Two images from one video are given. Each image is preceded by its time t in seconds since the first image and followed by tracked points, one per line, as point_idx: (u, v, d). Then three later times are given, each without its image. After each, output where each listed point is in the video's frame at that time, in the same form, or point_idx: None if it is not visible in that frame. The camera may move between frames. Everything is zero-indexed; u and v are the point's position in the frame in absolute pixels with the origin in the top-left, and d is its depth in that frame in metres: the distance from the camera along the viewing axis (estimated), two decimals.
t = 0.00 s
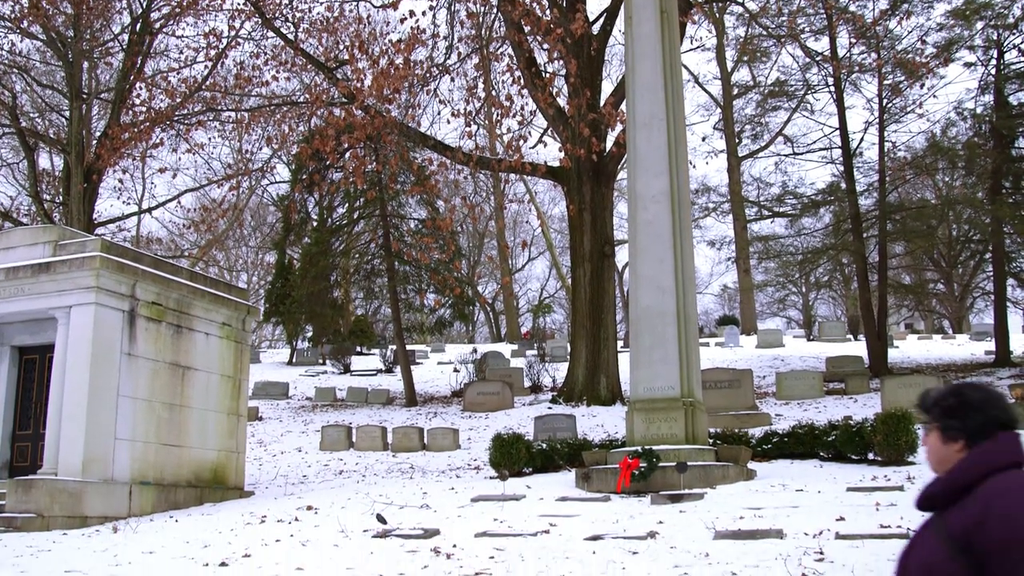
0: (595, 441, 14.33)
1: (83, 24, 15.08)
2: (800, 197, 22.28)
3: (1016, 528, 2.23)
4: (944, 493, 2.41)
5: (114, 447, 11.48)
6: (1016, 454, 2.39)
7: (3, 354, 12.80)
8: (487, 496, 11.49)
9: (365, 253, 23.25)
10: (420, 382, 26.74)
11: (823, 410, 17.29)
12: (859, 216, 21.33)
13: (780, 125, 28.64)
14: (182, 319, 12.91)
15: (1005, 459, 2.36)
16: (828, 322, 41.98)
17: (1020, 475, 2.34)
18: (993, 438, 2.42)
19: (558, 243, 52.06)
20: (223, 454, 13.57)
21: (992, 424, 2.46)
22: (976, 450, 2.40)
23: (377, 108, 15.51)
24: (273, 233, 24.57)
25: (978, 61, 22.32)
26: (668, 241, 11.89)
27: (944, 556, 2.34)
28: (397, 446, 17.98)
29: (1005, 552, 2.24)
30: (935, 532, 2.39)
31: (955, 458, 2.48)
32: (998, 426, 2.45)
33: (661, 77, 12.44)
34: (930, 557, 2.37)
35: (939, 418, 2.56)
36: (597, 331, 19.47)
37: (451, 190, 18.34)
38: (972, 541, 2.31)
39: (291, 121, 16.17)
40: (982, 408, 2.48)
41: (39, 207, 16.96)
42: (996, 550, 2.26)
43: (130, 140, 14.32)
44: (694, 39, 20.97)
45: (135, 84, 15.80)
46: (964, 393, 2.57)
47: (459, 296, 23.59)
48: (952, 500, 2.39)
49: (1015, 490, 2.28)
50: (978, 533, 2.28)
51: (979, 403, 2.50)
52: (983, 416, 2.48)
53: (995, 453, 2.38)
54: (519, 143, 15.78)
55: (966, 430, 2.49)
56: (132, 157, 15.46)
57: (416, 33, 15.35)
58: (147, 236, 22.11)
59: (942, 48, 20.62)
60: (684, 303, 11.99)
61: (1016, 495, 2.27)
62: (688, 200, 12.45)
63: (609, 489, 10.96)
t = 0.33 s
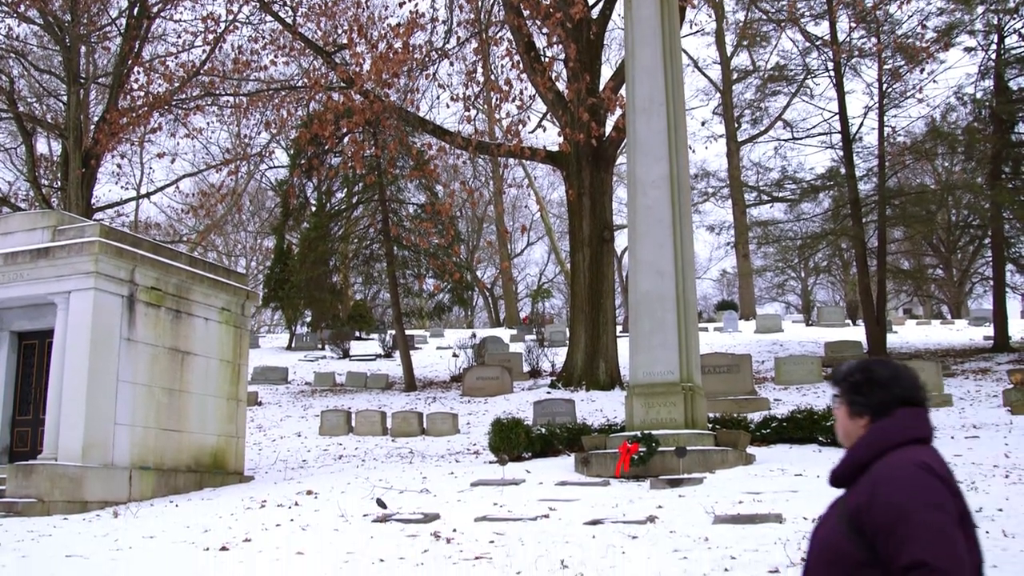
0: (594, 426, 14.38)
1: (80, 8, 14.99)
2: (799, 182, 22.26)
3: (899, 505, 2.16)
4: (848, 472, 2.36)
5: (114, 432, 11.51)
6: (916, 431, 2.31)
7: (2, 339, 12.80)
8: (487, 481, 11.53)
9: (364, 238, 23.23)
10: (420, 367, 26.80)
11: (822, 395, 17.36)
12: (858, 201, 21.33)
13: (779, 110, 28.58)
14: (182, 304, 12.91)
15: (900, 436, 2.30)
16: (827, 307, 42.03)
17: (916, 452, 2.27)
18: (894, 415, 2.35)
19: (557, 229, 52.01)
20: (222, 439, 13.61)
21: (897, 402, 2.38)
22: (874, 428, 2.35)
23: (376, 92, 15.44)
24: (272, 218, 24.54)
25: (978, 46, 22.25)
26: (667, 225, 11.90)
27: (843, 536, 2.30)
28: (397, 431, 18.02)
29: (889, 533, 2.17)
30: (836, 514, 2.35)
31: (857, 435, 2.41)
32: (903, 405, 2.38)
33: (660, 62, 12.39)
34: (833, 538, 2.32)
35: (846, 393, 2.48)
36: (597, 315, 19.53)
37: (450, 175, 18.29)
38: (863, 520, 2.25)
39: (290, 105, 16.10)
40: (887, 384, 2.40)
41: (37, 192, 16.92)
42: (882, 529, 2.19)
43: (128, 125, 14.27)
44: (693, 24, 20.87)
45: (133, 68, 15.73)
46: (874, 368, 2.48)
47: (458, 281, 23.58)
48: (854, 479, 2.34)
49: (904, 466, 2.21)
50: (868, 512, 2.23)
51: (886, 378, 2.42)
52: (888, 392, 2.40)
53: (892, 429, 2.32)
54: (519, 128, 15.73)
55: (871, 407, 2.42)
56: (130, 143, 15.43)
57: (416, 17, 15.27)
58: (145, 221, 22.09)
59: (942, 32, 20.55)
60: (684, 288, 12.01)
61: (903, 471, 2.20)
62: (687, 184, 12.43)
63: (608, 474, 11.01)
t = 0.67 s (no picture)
0: (593, 410, 14.43)
1: None
2: (799, 165, 22.23)
3: (806, 497, 2.27)
4: (763, 466, 2.47)
5: (114, 416, 11.53)
6: (831, 431, 2.44)
7: (2, 324, 12.79)
8: (487, 464, 11.59)
9: (363, 222, 23.19)
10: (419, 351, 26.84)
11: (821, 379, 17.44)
12: (858, 185, 21.31)
13: (780, 93, 28.48)
14: (181, 288, 12.91)
15: (815, 433, 2.42)
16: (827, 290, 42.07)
17: (827, 449, 2.39)
18: (813, 412, 2.47)
19: (557, 212, 51.93)
20: (222, 423, 13.65)
21: (818, 403, 2.51)
22: (791, 425, 2.47)
23: (375, 76, 15.37)
24: (271, 202, 24.49)
25: (979, 29, 22.17)
26: (667, 209, 11.90)
27: (751, 527, 2.39)
28: (397, 415, 18.07)
29: (796, 522, 2.28)
30: (747, 505, 2.44)
31: (776, 428, 2.52)
32: (823, 405, 2.51)
33: (660, 45, 12.34)
34: (742, 529, 2.42)
35: (774, 391, 2.58)
36: (596, 298, 19.57)
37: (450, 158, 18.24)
38: (772, 512, 2.35)
39: (289, 88, 16.02)
40: (814, 384, 2.53)
41: (36, 176, 16.87)
42: (789, 522, 2.29)
43: (126, 109, 14.22)
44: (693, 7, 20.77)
45: (132, 51, 15.64)
46: (801, 370, 2.60)
47: (457, 265, 23.58)
48: (767, 474, 2.45)
49: (815, 461, 2.33)
50: (776, 504, 2.33)
51: (811, 379, 2.55)
52: (813, 393, 2.52)
53: (809, 427, 2.44)
54: (518, 111, 15.68)
55: (792, 404, 2.54)
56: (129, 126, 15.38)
57: None
58: (143, 205, 22.02)
59: (943, 16, 20.47)
60: (684, 271, 12.02)
61: (813, 465, 2.31)
62: (687, 169, 12.41)
63: (607, 457, 11.07)
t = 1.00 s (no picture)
0: (593, 395, 14.49)
1: None
2: (799, 150, 22.19)
3: (706, 468, 2.34)
4: (675, 445, 2.56)
5: (115, 401, 11.55)
6: (740, 409, 2.52)
7: (2, 308, 12.80)
8: (487, 449, 11.64)
9: (363, 206, 23.16)
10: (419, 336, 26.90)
11: (820, 364, 17.51)
12: (858, 170, 21.29)
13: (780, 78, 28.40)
14: (181, 273, 12.91)
15: (723, 411, 2.51)
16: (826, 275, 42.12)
17: (734, 425, 2.47)
18: (722, 392, 2.56)
19: (557, 197, 51.84)
20: (222, 408, 13.67)
21: (730, 384, 2.59)
22: (701, 404, 2.56)
23: (375, 60, 15.30)
24: (271, 187, 24.46)
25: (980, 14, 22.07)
26: (667, 194, 11.90)
27: (662, 501, 2.48)
28: (396, 399, 18.12)
29: (697, 493, 2.35)
30: (660, 481, 2.53)
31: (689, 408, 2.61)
32: (735, 387, 2.59)
33: (660, 30, 12.29)
34: (656, 504, 2.50)
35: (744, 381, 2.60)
36: (596, 283, 19.62)
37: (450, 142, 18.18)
38: (678, 484, 2.43)
39: (288, 73, 15.95)
40: (725, 367, 2.61)
41: (35, 161, 16.83)
42: (692, 493, 2.37)
43: (126, 93, 14.19)
44: None
45: (131, 35, 15.56)
46: (716, 355, 2.69)
47: (457, 249, 23.58)
48: (678, 451, 2.53)
49: (719, 436, 2.41)
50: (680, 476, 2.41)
51: (726, 363, 2.64)
52: (726, 376, 2.61)
53: (717, 404, 2.53)
54: (519, 96, 15.62)
55: (708, 387, 2.63)
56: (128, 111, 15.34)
57: None
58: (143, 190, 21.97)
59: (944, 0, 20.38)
60: (684, 257, 12.04)
61: (715, 440, 2.40)
62: (687, 154, 12.39)
63: (607, 442, 11.13)
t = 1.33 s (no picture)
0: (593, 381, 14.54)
1: None
2: (799, 137, 22.18)
3: (609, 468, 2.36)
4: (594, 442, 2.58)
5: (115, 387, 11.57)
6: (655, 408, 2.53)
7: (2, 294, 12.80)
8: (487, 435, 11.68)
9: (363, 192, 23.15)
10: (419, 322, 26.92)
11: (820, 351, 17.58)
12: (858, 157, 21.30)
13: (781, 64, 28.34)
14: (181, 259, 12.91)
15: (639, 410, 2.51)
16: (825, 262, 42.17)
17: (646, 424, 2.47)
18: (640, 391, 2.57)
19: (557, 183, 51.80)
20: (223, 394, 13.69)
21: (651, 383, 2.61)
22: (618, 405, 2.58)
23: (375, 46, 15.24)
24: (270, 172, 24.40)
25: None
26: (668, 180, 11.87)
27: (574, 497, 2.50)
28: (396, 386, 18.16)
29: (601, 494, 2.37)
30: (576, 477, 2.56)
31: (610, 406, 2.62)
32: (654, 386, 2.60)
33: (661, 15, 12.24)
34: (570, 499, 2.53)
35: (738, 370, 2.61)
36: (596, 270, 19.64)
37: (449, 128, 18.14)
38: (588, 482, 2.45)
39: (288, 58, 15.91)
40: (646, 366, 2.63)
41: (34, 147, 16.81)
42: (596, 493, 2.39)
43: (125, 79, 14.16)
44: None
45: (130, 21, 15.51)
46: (642, 352, 2.70)
47: (457, 236, 23.57)
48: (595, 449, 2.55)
49: (626, 435, 2.43)
50: (588, 476, 2.44)
51: (648, 363, 2.65)
52: (647, 374, 2.63)
53: (633, 404, 2.54)
54: (519, 82, 15.59)
55: (632, 387, 2.64)
56: (127, 97, 15.30)
57: None
58: (142, 176, 21.94)
59: None
60: (684, 243, 12.04)
61: (623, 440, 2.41)
62: (687, 140, 12.38)
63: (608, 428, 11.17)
